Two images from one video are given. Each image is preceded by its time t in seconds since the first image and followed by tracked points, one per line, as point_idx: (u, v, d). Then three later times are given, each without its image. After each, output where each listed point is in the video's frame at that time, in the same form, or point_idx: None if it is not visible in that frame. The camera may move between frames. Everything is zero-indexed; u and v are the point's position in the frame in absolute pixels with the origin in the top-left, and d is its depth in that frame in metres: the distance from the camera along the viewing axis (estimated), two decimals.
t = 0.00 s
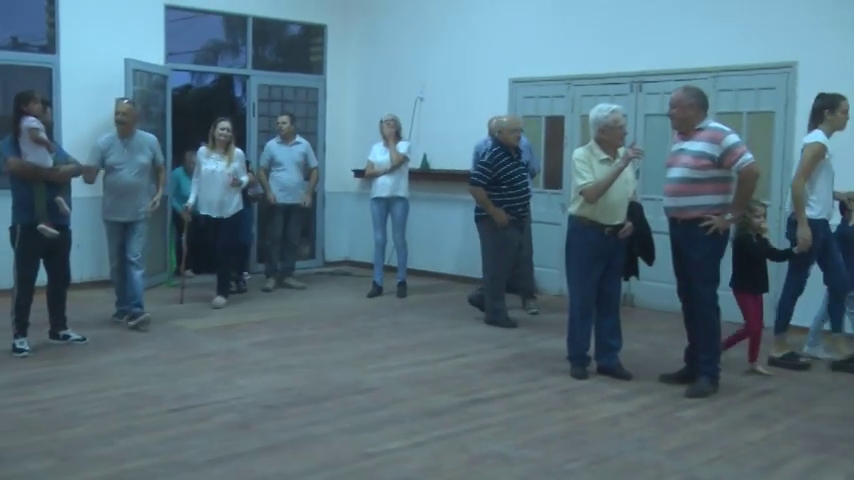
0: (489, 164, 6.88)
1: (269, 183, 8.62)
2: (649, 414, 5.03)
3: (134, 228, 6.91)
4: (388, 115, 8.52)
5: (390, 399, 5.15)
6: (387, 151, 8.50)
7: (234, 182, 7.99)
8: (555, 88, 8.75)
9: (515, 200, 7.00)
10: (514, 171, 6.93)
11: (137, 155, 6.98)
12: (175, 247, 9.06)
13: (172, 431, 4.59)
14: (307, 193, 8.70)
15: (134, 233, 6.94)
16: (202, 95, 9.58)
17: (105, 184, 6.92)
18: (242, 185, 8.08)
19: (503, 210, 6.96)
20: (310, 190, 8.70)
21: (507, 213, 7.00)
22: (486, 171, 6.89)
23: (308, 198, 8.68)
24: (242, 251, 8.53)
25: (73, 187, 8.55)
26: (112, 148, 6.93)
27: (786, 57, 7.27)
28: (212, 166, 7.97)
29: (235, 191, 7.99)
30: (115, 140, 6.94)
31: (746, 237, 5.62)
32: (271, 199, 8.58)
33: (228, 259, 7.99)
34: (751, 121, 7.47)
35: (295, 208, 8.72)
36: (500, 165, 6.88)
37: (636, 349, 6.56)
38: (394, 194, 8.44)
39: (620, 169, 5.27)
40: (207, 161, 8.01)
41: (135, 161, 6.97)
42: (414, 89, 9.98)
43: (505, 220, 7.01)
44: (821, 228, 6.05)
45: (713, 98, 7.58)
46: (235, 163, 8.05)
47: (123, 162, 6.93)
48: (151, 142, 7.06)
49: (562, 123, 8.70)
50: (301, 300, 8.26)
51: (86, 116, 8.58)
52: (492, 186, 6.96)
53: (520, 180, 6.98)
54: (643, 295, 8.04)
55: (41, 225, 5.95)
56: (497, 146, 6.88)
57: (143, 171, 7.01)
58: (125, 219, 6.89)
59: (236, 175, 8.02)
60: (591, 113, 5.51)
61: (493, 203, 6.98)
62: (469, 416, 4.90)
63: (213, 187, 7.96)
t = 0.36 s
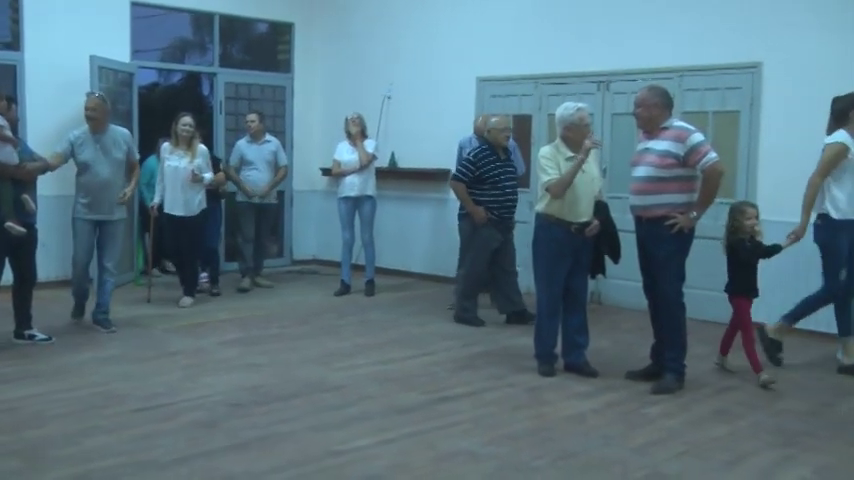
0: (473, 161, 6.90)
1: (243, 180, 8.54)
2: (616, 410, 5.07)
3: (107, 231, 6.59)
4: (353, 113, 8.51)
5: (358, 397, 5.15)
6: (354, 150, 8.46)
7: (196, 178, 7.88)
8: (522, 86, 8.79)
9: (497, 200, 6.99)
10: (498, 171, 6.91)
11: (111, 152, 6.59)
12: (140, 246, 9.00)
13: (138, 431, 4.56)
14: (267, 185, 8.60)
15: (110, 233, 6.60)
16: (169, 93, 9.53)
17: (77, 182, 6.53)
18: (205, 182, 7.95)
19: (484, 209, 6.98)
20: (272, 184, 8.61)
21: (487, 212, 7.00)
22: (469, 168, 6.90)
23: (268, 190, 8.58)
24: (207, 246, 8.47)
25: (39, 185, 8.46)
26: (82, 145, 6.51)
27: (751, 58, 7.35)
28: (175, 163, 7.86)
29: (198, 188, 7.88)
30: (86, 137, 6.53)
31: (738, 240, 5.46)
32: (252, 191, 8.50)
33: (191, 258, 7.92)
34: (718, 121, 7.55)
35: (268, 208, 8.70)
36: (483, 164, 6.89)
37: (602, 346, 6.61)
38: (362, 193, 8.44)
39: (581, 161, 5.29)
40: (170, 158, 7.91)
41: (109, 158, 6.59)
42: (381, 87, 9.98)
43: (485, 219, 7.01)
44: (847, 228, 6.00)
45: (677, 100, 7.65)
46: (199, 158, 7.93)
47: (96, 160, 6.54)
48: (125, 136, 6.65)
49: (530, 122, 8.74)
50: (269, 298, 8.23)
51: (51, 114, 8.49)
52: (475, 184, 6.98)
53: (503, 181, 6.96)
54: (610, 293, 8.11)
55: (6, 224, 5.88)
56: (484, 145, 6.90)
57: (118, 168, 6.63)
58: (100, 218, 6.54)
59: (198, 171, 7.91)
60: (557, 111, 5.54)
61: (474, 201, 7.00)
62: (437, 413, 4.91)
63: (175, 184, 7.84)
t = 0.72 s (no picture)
0: (471, 155, 6.86)
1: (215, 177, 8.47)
2: (589, 404, 5.09)
3: (82, 231, 6.35)
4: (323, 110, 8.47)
5: (332, 395, 5.14)
6: (326, 147, 8.42)
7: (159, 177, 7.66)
8: (494, 83, 8.80)
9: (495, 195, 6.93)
10: (496, 167, 6.87)
11: (86, 148, 6.36)
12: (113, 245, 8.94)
13: (110, 431, 4.53)
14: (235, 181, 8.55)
15: (86, 236, 6.38)
16: (140, 91, 9.42)
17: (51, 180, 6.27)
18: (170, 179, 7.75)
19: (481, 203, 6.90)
20: (240, 178, 8.56)
21: (485, 207, 6.92)
22: (467, 162, 6.86)
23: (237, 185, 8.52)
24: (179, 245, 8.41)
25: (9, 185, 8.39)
26: (56, 142, 6.29)
27: (721, 54, 7.41)
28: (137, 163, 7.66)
29: (160, 185, 7.66)
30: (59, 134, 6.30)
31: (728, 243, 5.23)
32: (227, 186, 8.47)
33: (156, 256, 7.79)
34: (688, 116, 7.59)
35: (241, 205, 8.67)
36: (481, 159, 6.86)
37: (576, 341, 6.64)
38: (334, 190, 8.42)
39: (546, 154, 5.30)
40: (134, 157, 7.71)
41: (83, 154, 6.35)
42: (354, 84, 9.97)
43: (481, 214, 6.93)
44: None
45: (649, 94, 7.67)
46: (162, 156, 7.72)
47: (70, 157, 6.30)
48: (100, 132, 6.43)
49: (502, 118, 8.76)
50: (242, 297, 8.20)
51: (21, 113, 8.41)
52: (472, 178, 6.93)
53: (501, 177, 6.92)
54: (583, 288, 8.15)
55: None
56: (483, 138, 6.86)
57: (92, 164, 6.39)
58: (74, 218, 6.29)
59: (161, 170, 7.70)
60: (527, 107, 5.56)
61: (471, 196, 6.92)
62: (411, 410, 4.92)
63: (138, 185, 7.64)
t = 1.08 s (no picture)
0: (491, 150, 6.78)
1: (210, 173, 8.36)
2: (588, 400, 5.09)
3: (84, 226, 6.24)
4: (323, 104, 8.46)
5: (331, 389, 5.14)
6: (325, 142, 8.40)
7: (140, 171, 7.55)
8: (494, 77, 8.79)
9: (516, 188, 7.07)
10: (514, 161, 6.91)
11: (79, 141, 6.18)
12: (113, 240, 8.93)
13: (108, 425, 4.52)
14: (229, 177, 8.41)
15: (83, 235, 6.27)
16: (139, 84, 9.40)
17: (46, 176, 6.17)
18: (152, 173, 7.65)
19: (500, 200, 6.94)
20: (234, 173, 8.40)
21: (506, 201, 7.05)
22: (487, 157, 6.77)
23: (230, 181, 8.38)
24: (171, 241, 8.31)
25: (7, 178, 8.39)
26: (50, 136, 6.15)
27: (720, 49, 7.41)
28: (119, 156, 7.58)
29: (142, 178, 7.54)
30: (54, 129, 6.14)
31: (739, 232, 4.98)
32: (219, 180, 8.35)
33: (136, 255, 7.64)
34: (687, 112, 7.59)
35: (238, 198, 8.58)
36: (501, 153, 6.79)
37: (575, 337, 6.65)
38: (334, 185, 8.41)
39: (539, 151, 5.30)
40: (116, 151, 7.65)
41: (76, 148, 6.18)
42: (353, 78, 9.95)
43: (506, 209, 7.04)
44: None
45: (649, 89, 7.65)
46: (143, 150, 7.69)
47: (63, 151, 6.15)
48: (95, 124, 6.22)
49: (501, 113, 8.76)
50: (241, 291, 8.20)
51: (19, 105, 8.39)
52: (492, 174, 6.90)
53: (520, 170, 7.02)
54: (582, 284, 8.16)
55: None
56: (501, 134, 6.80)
57: (87, 158, 6.20)
58: (71, 215, 6.18)
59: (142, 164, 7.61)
60: (525, 102, 5.54)
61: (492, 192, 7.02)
62: (410, 405, 4.92)
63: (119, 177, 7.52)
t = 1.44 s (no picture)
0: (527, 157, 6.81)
1: (223, 175, 8.33)
2: (599, 402, 5.08)
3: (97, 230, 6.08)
4: (339, 105, 8.45)
5: (341, 390, 5.15)
6: (343, 143, 8.40)
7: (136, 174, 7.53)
8: (505, 79, 8.79)
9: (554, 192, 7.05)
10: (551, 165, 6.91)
11: (91, 141, 6.03)
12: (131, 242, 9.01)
13: (119, 424, 4.54)
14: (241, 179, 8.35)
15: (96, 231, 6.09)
16: (152, 85, 9.44)
17: (60, 175, 6.09)
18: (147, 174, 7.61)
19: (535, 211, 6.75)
20: (246, 176, 8.34)
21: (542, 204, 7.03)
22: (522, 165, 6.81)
23: (242, 183, 8.33)
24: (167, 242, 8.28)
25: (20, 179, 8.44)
26: (63, 135, 6.06)
27: (732, 52, 7.39)
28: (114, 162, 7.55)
29: (138, 178, 7.51)
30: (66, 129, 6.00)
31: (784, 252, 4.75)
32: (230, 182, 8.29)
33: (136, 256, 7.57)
34: (699, 115, 7.57)
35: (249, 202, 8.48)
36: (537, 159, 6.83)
37: (585, 339, 6.64)
38: (350, 187, 8.42)
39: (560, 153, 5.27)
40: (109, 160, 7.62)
41: (88, 148, 6.04)
42: (364, 79, 9.97)
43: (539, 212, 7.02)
44: None
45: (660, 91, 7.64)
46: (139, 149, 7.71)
47: (74, 151, 6.03)
48: (108, 125, 6.05)
49: (513, 115, 8.75)
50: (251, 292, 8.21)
51: (32, 106, 8.42)
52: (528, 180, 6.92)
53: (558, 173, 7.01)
54: (593, 287, 8.14)
55: None
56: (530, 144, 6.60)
57: (98, 159, 6.05)
58: (81, 214, 6.05)
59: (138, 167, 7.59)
60: (536, 104, 5.54)
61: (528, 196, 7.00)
62: (420, 406, 4.92)
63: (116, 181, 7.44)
